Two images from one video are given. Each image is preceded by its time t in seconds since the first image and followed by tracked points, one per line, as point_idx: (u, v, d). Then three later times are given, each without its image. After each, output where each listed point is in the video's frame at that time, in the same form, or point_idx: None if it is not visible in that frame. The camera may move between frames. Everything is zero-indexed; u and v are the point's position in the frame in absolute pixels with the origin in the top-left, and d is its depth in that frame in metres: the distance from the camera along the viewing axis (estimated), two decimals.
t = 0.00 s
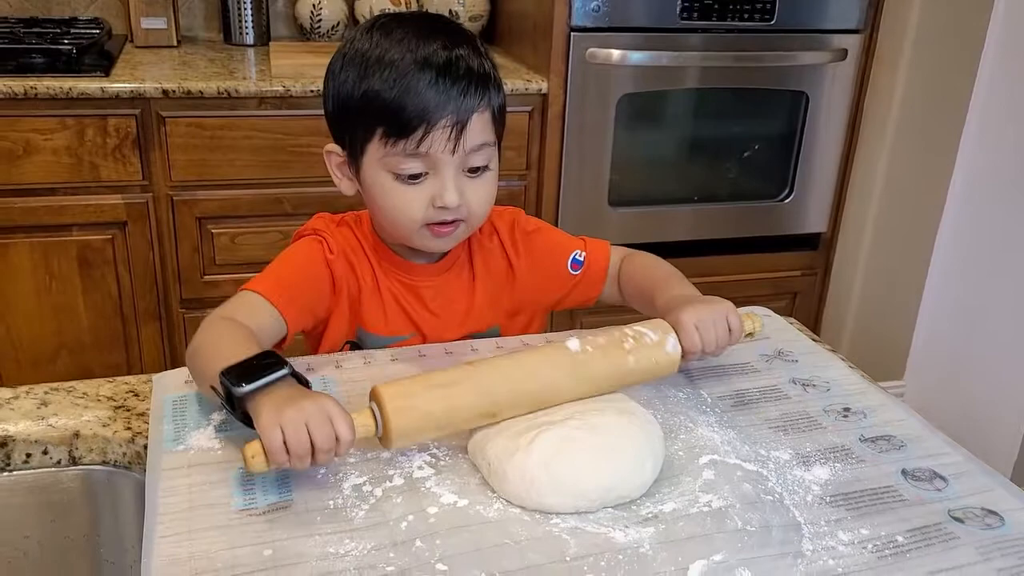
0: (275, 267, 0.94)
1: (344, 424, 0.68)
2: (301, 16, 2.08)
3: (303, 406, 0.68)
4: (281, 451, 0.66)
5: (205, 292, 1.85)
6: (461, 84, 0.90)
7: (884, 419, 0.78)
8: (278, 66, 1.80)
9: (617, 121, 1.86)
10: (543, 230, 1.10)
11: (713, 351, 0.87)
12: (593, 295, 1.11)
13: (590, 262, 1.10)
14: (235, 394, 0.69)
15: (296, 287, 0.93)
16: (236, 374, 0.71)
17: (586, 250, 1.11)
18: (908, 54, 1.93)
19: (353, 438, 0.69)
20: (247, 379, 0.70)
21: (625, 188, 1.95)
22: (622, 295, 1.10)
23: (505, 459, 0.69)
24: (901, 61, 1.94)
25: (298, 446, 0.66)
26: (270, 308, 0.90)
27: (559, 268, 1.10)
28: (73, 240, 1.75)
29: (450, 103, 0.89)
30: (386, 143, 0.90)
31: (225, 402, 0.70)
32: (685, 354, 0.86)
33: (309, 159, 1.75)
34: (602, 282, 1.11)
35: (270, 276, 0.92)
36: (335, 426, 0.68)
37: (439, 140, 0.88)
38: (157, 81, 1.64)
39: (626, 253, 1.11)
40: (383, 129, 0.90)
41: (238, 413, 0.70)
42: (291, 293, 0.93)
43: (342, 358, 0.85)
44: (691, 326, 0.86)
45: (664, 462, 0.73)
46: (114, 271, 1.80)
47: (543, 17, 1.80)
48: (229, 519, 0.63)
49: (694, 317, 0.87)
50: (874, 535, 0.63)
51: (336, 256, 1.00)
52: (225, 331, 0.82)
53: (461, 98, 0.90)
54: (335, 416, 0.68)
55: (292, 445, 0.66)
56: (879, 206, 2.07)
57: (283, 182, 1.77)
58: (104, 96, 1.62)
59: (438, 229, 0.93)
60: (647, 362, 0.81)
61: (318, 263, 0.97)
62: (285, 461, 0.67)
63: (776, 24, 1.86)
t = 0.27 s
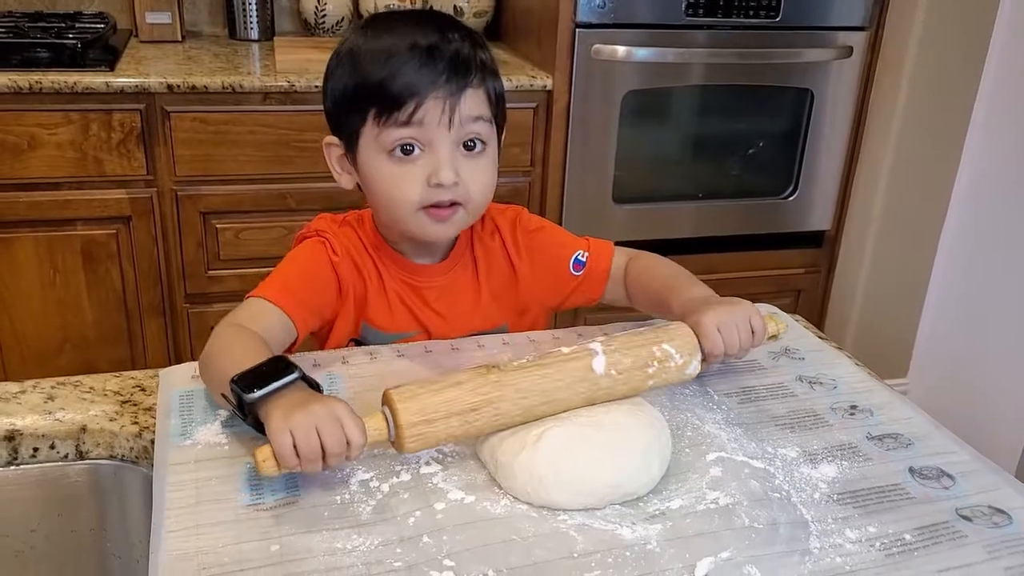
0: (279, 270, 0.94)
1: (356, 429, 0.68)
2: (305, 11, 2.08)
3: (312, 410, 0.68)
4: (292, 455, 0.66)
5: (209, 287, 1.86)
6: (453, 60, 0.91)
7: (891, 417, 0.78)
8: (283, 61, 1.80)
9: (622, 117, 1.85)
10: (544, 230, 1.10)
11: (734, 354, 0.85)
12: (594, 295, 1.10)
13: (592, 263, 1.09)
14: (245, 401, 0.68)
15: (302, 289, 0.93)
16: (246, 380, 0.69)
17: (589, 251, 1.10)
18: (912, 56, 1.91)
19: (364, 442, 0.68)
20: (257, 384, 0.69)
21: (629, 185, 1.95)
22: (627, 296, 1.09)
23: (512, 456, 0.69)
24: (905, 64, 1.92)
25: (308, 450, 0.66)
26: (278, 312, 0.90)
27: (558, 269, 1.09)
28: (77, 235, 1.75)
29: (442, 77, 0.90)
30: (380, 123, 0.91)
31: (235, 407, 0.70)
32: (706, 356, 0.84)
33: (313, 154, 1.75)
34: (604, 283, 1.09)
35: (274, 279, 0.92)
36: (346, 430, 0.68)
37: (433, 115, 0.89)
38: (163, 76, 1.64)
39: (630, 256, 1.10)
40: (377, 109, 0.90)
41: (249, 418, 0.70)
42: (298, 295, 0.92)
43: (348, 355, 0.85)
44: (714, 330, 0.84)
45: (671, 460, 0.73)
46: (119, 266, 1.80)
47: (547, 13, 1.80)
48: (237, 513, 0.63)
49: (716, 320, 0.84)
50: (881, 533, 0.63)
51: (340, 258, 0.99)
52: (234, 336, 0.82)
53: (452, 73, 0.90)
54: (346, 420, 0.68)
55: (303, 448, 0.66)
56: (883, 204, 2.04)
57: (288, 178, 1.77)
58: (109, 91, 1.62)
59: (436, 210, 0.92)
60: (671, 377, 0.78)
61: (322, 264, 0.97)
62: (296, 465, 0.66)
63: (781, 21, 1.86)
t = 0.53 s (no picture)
0: (285, 246, 0.95)
1: (352, 419, 0.69)
2: (308, 7, 2.07)
3: (312, 400, 0.69)
4: (290, 442, 0.67)
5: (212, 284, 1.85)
6: (443, 44, 0.92)
7: (897, 416, 0.78)
8: (286, 57, 1.79)
9: (626, 114, 1.85)
10: (551, 220, 1.10)
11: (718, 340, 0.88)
12: (605, 280, 1.11)
13: (602, 250, 1.10)
14: (246, 374, 0.71)
15: (303, 271, 0.94)
16: (247, 352, 0.72)
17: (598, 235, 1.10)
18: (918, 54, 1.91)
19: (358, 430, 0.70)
20: (258, 359, 0.71)
21: (633, 182, 1.94)
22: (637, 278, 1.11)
23: (518, 453, 0.68)
24: (910, 62, 1.92)
25: (307, 438, 0.68)
26: (276, 287, 0.91)
27: (570, 256, 1.10)
28: (80, 230, 1.75)
29: (430, 58, 0.91)
30: (370, 107, 0.91)
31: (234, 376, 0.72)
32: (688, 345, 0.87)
33: (317, 151, 1.75)
34: (617, 265, 1.11)
35: (279, 257, 0.93)
36: (342, 419, 0.69)
37: (421, 95, 0.90)
38: (166, 72, 1.64)
39: (637, 235, 1.11)
40: (367, 92, 0.91)
41: (247, 390, 0.72)
42: (299, 275, 0.94)
43: (353, 351, 0.85)
44: (696, 318, 0.86)
45: (677, 457, 0.73)
46: (122, 262, 1.80)
47: (551, 10, 1.79)
48: (242, 510, 0.63)
49: (700, 310, 0.87)
50: (888, 531, 0.63)
51: (345, 243, 1.00)
52: (226, 302, 0.84)
53: (440, 55, 0.91)
54: (343, 409, 0.70)
55: (300, 436, 0.68)
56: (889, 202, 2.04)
57: (291, 174, 1.76)
58: (113, 87, 1.62)
59: (428, 191, 0.91)
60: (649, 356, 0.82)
61: (327, 246, 0.98)
62: (293, 451, 0.68)
63: (786, 18, 1.85)
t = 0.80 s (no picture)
0: (297, 246, 0.94)
1: (359, 424, 0.68)
2: (311, 7, 2.08)
3: (319, 404, 0.68)
4: (294, 444, 0.66)
5: (214, 283, 1.85)
6: (453, 31, 0.94)
7: (900, 418, 0.78)
8: (288, 57, 1.79)
9: (627, 115, 1.85)
10: (549, 224, 1.10)
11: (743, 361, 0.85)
12: (601, 290, 1.10)
13: (598, 257, 1.09)
14: (257, 378, 0.69)
15: (318, 269, 0.94)
16: (261, 357, 0.70)
17: (595, 244, 1.10)
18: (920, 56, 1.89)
19: (365, 437, 0.68)
20: (271, 364, 0.70)
21: (635, 183, 1.94)
22: (637, 290, 1.09)
23: (521, 454, 0.68)
24: (913, 63, 1.91)
25: (311, 441, 0.66)
26: (292, 285, 0.91)
27: (565, 262, 1.09)
28: (81, 229, 1.75)
29: (438, 42, 0.93)
30: (377, 88, 0.93)
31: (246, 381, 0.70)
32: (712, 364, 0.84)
33: (318, 151, 1.75)
34: (612, 277, 1.10)
35: (289, 254, 0.93)
36: (349, 424, 0.68)
37: (427, 76, 0.92)
38: (168, 71, 1.64)
39: (639, 248, 1.10)
40: (376, 73, 0.93)
41: (257, 396, 0.70)
42: (313, 271, 0.93)
43: (356, 351, 0.85)
44: (720, 336, 0.84)
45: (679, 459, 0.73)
46: (123, 262, 1.80)
47: (554, 10, 1.79)
48: (245, 510, 0.63)
49: (723, 326, 0.84)
50: (892, 534, 0.63)
51: (356, 239, 0.99)
52: (247, 310, 0.82)
53: (449, 41, 0.93)
54: (350, 413, 0.68)
55: (305, 439, 0.66)
56: (890, 205, 2.04)
57: (292, 174, 1.76)
58: (114, 86, 1.62)
59: (427, 173, 0.92)
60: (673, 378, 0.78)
61: (338, 244, 0.98)
62: (297, 455, 0.66)
63: (788, 20, 1.85)
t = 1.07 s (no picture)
0: (291, 247, 0.94)
1: (356, 423, 0.69)
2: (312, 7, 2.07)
3: (317, 405, 0.69)
4: (293, 447, 0.67)
5: (214, 283, 1.85)
6: (475, 41, 0.94)
7: (903, 422, 0.78)
8: (290, 57, 1.79)
9: (629, 117, 1.85)
10: (555, 227, 1.10)
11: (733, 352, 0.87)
12: (606, 293, 1.10)
13: (603, 260, 1.09)
14: (250, 381, 0.70)
15: (312, 271, 0.94)
16: (252, 361, 0.72)
17: (600, 248, 1.10)
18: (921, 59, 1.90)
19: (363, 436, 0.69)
20: (262, 368, 0.71)
21: (636, 185, 1.94)
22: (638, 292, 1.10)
23: (523, 457, 0.68)
24: (914, 66, 1.91)
25: (309, 443, 0.67)
26: (281, 286, 0.91)
27: (570, 264, 1.09)
28: (82, 229, 1.75)
29: (458, 51, 0.93)
30: (394, 90, 0.93)
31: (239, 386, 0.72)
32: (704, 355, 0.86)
33: (319, 151, 1.75)
34: (615, 280, 1.10)
35: (284, 255, 0.93)
36: (346, 424, 0.69)
37: (445, 83, 0.92)
38: (170, 71, 1.64)
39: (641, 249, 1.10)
40: (393, 76, 0.93)
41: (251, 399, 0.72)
42: (305, 273, 0.93)
43: (357, 352, 0.85)
44: (713, 329, 0.86)
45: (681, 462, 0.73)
46: (124, 261, 1.80)
47: (556, 12, 1.79)
48: (246, 512, 0.62)
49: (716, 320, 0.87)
50: (894, 539, 0.63)
51: (352, 241, 1.00)
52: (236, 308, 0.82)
53: (469, 51, 0.93)
54: (347, 413, 0.69)
55: (305, 443, 0.67)
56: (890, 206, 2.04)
57: (293, 174, 1.76)
58: (116, 85, 1.62)
59: (435, 179, 0.93)
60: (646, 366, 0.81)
61: (334, 246, 0.98)
62: (297, 458, 0.67)
63: (790, 22, 1.85)
